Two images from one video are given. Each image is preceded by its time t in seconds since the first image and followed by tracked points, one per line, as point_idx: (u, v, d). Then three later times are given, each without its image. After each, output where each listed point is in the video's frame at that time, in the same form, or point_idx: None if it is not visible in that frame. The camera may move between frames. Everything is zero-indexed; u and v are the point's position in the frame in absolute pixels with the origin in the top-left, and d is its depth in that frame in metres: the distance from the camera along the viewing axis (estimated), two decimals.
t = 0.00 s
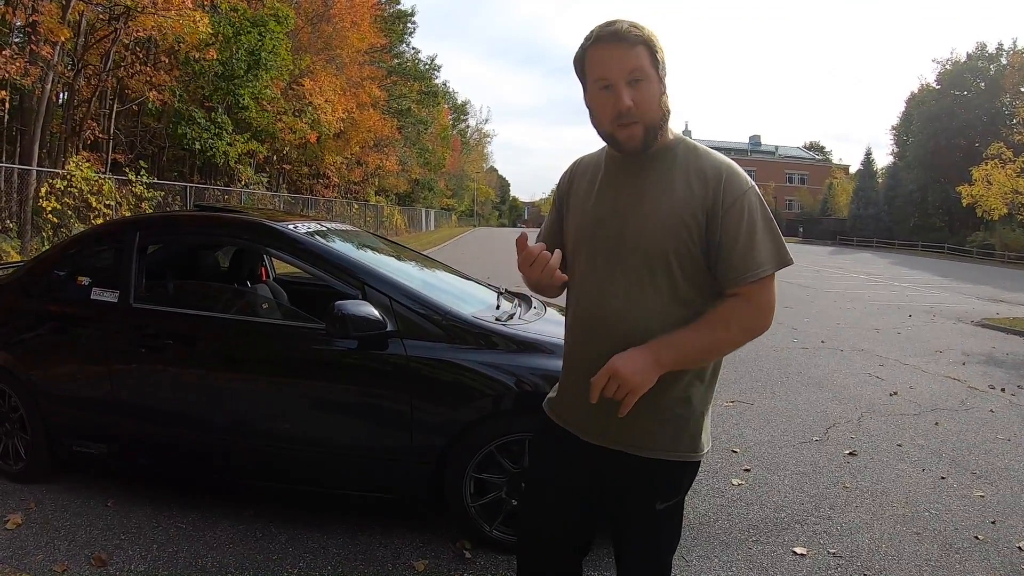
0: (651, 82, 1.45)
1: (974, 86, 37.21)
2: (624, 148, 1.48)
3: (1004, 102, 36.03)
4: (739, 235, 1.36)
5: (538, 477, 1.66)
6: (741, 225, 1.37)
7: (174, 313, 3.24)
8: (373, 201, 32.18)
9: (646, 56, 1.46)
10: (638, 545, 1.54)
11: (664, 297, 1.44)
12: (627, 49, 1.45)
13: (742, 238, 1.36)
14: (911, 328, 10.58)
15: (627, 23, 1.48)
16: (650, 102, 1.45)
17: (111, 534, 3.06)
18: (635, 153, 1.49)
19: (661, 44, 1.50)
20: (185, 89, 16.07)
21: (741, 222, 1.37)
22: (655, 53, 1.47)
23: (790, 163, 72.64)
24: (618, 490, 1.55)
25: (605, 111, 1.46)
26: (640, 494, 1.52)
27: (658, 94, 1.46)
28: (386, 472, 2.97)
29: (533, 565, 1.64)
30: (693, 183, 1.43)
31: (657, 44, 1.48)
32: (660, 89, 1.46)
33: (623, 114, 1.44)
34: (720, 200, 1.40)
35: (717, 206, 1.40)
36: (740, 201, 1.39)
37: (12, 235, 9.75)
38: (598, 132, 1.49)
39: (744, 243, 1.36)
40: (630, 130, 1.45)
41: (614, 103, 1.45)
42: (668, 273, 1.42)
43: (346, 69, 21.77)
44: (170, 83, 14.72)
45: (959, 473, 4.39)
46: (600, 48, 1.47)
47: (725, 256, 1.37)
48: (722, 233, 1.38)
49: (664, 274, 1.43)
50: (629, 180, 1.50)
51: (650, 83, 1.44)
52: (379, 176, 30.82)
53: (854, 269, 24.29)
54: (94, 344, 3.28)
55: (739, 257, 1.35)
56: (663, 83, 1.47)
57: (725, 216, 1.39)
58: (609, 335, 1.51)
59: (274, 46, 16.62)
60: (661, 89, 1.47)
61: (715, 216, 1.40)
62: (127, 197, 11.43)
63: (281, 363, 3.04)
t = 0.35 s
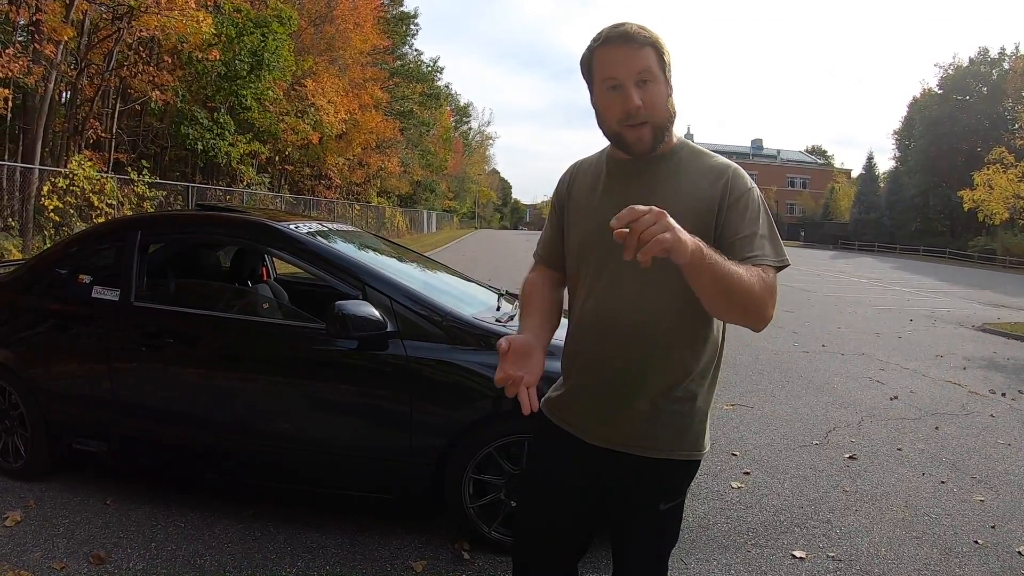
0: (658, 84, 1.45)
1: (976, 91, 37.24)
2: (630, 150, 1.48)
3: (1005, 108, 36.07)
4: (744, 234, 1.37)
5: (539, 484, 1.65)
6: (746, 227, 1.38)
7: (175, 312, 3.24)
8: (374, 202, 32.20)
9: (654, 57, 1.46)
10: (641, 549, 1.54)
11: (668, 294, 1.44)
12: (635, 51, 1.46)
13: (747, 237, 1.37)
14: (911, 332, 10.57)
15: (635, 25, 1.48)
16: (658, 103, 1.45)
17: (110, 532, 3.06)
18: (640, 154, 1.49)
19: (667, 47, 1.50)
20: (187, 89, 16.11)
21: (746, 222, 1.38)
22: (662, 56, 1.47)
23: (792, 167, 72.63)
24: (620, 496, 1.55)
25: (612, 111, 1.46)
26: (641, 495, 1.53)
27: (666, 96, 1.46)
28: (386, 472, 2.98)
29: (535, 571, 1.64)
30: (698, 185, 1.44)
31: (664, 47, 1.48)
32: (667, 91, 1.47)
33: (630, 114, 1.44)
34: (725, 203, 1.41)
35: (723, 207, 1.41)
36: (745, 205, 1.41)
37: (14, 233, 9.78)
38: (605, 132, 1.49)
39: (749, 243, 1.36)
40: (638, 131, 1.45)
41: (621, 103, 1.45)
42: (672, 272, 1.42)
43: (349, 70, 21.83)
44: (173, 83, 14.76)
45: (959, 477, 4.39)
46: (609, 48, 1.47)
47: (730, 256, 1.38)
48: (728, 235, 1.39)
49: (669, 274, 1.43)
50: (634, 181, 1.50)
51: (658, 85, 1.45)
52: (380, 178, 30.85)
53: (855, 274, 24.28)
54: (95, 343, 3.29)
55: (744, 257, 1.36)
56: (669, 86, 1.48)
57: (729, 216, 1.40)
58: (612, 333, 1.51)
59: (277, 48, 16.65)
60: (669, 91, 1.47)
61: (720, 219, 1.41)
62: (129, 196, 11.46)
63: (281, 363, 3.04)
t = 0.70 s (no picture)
0: (652, 84, 1.44)
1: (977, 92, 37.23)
2: (624, 149, 1.48)
3: (1005, 109, 36.09)
4: (739, 232, 1.36)
5: (539, 486, 1.64)
6: (742, 227, 1.36)
7: (173, 309, 3.23)
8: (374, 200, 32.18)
9: (647, 56, 1.45)
10: (641, 550, 1.53)
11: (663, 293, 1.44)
12: (627, 50, 1.44)
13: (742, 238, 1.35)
14: (911, 333, 10.57)
15: (628, 23, 1.47)
16: (650, 103, 1.44)
17: (106, 529, 3.05)
18: (634, 153, 1.48)
19: (662, 44, 1.49)
20: (187, 85, 16.10)
21: (741, 220, 1.37)
22: (655, 54, 1.46)
23: (792, 167, 72.60)
24: (622, 500, 1.55)
25: (605, 110, 1.46)
26: (642, 495, 1.52)
27: (659, 95, 1.45)
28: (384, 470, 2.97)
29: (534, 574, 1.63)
30: (694, 184, 1.43)
31: (658, 44, 1.47)
32: (660, 91, 1.46)
33: (623, 114, 1.43)
34: (721, 201, 1.40)
35: (718, 206, 1.40)
36: (741, 203, 1.39)
37: (13, 229, 9.77)
38: (598, 132, 1.49)
39: (743, 245, 1.35)
40: (631, 131, 1.44)
41: (614, 103, 1.44)
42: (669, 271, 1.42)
43: (349, 67, 21.80)
44: (173, 79, 14.75)
45: (957, 478, 4.38)
46: (601, 49, 1.46)
47: (726, 255, 1.37)
48: (722, 235, 1.38)
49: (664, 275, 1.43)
50: (630, 181, 1.50)
51: (651, 85, 1.44)
52: (380, 175, 30.83)
53: (855, 274, 24.27)
54: (92, 339, 3.28)
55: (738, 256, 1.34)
56: (664, 85, 1.46)
57: (726, 214, 1.39)
58: (609, 332, 1.51)
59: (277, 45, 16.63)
60: (662, 90, 1.46)
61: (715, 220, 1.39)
62: (128, 192, 11.44)
63: (279, 360, 3.03)
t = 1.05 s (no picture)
0: (654, 83, 1.43)
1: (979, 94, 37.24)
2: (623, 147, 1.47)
3: (1007, 112, 36.10)
4: (736, 240, 1.34)
5: (533, 487, 1.64)
6: (745, 234, 1.34)
7: (172, 303, 3.23)
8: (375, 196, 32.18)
9: (650, 54, 1.44)
10: (634, 552, 1.53)
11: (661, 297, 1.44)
12: (630, 47, 1.44)
13: (745, 245, 1.34)
14: (910, 335, 10.57)
15: (631, 20, 1.47)
16: (652, 102, 1.43)
17: (104, 523, 3.05)
18: (634, 152, 1.48)
19: (666, 42, 1.48)
20: (189, 79, 16.09)
21: (740, 230, 1.35)
22: (660, 52, 1.46)
23: (793, 168, 72.59)
24: (614, 500, 1.55)
25: (606, 107, 1.45)
26: (634, 496, 1.52)
27: (661, 94, 1.45)
28: (382, 467, 2.97)
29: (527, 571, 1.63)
30: (695, 188, 1.41)
31: (661, 43, 1.46)
32: (662, 90, 1.45)
33: (623, 113, 1.43)
34: (723, 206, 1.38)
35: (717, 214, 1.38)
36: (744, 208, 1.37)
37: (14, 222, 9.77)
38: (599, 130, 1.48)
39: (746, 253, 1.33)
40: (631, 130, 1.44)
41: (615, 101, 1.43)
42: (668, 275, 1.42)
43: (351, 63, 21.78)
44: (175, 74, 14.76)
45: (955, 480, 4.39)
46: (604, 45, 1.46)
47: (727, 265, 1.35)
48: (724, 242, 1.36)
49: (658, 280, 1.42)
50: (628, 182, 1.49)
51: (653, 84, 1.43)
52: (381, 172, 30.82)
53: (855, 275, 24.25)
54: (92, 333, 3.28)
55: (738, 266, 1.34)
56: (666, 84, 1.46)
57: (726, 223, 1.36)
58: (605, 333, 1.50)
59: (279, 40, 16.62)
60: (664, 89, 1.45)
61: (718, 224, 1.38)
62: (129, 186, 11.43)
63: (278, 356, 3.03)
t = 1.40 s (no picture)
0: (671, 80, 1.45)
1: (979, 98, 37.31)
2: (634, 141, 1.47)
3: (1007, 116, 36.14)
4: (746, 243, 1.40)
5: (530, 491, 1.64)
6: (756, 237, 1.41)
7: (171, 302, 3.24)
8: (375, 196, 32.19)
9: (669, 51, 1.46)
10: (632, 554, 1.54)
11: (669, 296, 1.45)
12: (651, 43, 1.45)
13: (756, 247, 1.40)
14: (909, 338, 10.57)
15: (653, 17, 1.48)
16: (667, 97, 1.45)
17: (102, 521, 3.06)
18: (645, 148, 1.49)
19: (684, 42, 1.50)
20: (189, 79, 16.11)
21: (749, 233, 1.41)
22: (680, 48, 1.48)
23: (793, 170, 72.63)
24: (612, 501, 1.56)
25: (622, 99, 1.46)
26: (634, 496, 1.52)
27: (677, 91, 1.46)
28: (380, 467, 2.98)
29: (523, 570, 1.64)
30: (707, 190, 1.45)
31: (680, 42, 1.48)
32: (678, 88, 1.47)
33: (639, 104, 1.43)
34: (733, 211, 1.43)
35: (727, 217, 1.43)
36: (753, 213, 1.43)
37: (13, 220, 9.79)
38: (611, 122, 1.49)
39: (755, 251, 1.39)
40: (645, 123, 1.44)
41: (631, 93, 1.44)
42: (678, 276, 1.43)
43: (351, 63, 21.75)
44: (175, 73, 14.78)
45: (952, 483, 4.39)
46: (626, 39, 1.47)
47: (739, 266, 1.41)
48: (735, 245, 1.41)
49: (667, 275, 1.44)
50: (636, 178, 1.50)
51: (670, 81, 1.45)
52: (381, 172, 30.82)
53: (854, 278, 24.26)
54: (91, 331, 3.28)
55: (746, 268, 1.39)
56: (682, 83, 1.47)
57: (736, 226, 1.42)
58: (610, 330, 1.50)
59: (280, 39, 16.64)
60: (680, 88, 1.47)
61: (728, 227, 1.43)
62: (129, 184, 11.43)
63: (278, 355, 3.04)
